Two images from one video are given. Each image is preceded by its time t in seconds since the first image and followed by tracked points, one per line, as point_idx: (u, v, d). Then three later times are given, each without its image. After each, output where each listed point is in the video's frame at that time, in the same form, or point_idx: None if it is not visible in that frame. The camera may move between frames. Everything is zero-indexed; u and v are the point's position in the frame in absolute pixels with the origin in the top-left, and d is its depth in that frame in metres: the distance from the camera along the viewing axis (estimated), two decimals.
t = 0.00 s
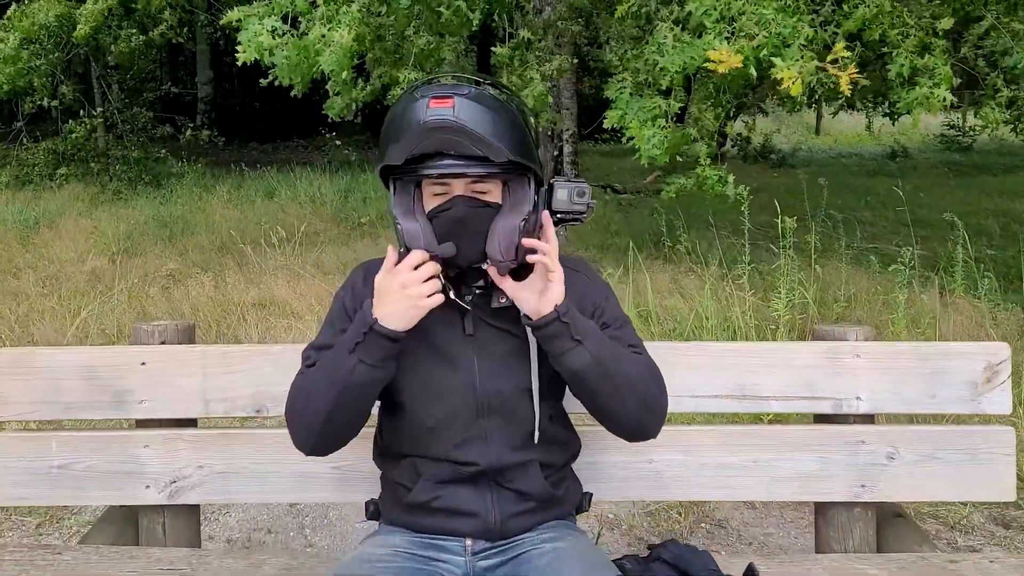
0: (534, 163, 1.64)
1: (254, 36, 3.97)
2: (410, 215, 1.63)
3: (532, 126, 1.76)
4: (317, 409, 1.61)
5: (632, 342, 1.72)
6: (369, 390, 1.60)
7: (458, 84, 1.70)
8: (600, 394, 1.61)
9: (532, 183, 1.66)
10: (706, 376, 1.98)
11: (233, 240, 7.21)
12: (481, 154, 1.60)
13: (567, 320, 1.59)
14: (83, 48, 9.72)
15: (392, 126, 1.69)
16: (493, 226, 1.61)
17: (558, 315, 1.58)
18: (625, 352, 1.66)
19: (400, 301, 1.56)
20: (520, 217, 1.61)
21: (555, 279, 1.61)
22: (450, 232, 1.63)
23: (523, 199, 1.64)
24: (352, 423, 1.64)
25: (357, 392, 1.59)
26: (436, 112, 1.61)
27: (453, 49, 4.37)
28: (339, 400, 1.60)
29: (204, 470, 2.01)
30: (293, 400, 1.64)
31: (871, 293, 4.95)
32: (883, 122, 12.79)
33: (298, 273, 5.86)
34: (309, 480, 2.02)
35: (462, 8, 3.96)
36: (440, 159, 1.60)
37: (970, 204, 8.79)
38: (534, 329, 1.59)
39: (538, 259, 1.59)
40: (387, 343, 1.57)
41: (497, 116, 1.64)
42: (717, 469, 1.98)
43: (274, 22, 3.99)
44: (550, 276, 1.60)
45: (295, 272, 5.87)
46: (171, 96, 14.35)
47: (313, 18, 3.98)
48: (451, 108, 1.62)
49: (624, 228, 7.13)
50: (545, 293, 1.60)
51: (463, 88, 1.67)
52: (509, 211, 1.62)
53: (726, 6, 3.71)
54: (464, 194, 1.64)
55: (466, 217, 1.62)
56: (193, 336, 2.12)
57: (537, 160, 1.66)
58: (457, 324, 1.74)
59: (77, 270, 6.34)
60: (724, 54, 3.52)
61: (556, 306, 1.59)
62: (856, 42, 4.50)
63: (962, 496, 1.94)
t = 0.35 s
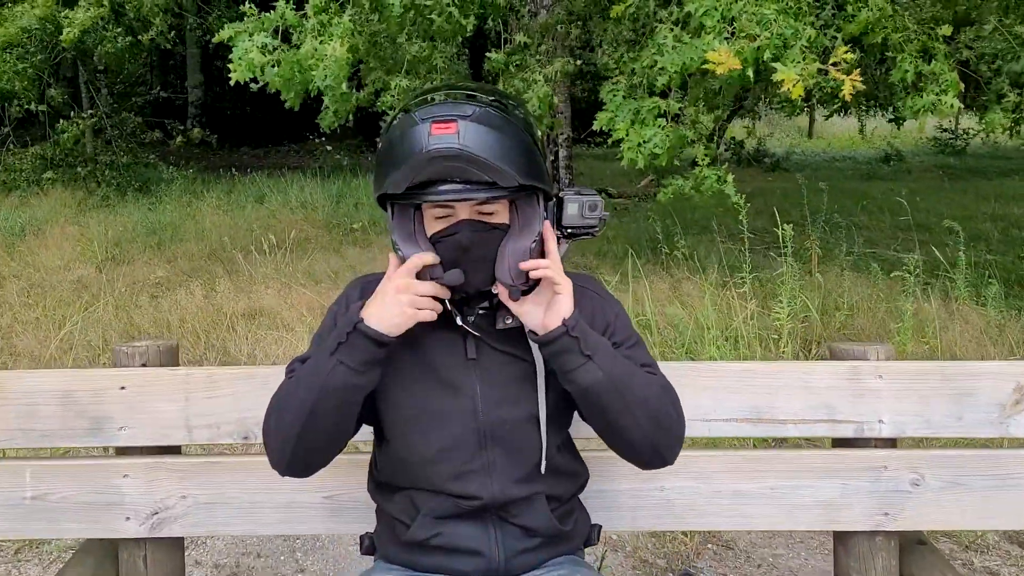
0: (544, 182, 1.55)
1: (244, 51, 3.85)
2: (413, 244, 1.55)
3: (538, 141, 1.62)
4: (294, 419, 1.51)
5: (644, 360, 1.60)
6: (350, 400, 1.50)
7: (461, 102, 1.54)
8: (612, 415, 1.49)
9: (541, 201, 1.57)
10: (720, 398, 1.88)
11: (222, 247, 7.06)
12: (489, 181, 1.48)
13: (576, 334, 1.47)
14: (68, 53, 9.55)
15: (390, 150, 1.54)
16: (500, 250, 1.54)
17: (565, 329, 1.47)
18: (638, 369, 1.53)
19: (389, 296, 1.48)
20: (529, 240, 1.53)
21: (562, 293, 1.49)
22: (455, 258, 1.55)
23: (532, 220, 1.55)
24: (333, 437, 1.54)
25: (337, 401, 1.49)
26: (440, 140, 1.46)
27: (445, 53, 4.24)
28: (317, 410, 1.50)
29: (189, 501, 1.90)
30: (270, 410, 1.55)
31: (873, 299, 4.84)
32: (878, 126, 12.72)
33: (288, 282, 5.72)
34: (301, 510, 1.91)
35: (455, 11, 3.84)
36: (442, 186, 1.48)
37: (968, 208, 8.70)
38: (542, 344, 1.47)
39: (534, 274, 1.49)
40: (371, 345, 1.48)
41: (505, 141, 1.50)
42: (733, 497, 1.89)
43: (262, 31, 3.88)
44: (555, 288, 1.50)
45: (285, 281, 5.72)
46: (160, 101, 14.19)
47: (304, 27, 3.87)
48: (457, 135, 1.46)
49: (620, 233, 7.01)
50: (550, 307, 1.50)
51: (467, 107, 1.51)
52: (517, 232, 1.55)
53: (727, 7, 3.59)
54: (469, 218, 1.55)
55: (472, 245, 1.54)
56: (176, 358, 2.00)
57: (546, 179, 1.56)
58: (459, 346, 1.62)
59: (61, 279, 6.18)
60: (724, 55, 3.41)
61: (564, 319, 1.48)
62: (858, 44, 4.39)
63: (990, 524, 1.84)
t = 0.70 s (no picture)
0: (552, 206, 1.41)
1: (225, 44, 3.72)
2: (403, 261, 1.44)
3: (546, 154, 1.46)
4: (271, 439, 1.41)
5: (654, 380, 1.50)
6: (332, 420, 1.40)
7: (467, 116, 1.35)
8: (625, 439, 1.39)
9: (546, 220, 1.44)
10: (730, 416, 1.79)
11: (208, 253, 6.92)
12: (492, 208, 1.33)
13: (591, 351, 1.37)
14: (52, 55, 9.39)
15: (386, 164, 1.36)
16: (498, 272, 1.42)
17: (580, 345, 1.37)
18: (650, 388, 1.44)
19: (370, 305, 1.37)
20: (531, 263, 1.41)
21: (576, 307, 1.39)
22: (450, 279, 1.44)
23: (535, 241, 1.43)
24: (312, 458, 1.44)
25: (316, 421, 1.39)
26: (440, 163, 1.28)
27: (434, 55, 4.11)
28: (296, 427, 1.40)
29: (165, 529, 1.79)
30: (247, 427, 1.44)
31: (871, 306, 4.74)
32: (870, 129, 12.66)
33: (276, 289, 5.59)
34: (285, 537, 1.80)
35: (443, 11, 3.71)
36: (440, 207, 1.33)
37: (964, 211, 8.63)
38: (554, 361, 1.37)
39: (549, 284, 1.39)
40: (353, 363, 1.36)
41: (513, 165, 1.34)
42: (743, 519, 1.79)
43: (244, 24, 3.74)
44: (571, 301, 1.40)
45: (273, 288, 5.60)
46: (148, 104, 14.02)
47: (287, 22, 3.73)
48: (459, 158, 1.29)
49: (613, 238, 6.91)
50: (562, 324, 1.40)
51: (472, 124, 1.33)
52: (519, 254, 1.42)
53: (720, 11, 3.48)
54: (468, 238, 1.43)
55: (469, 268, 1.43)
56: (151, 375, 1.89)
57: (554, 203, 1.41)
58: (453, 365, 1.51)
59: (42, 286, 6.03)
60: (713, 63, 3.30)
61: (578, 335, 1.38)
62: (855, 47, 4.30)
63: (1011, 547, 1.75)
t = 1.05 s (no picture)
0: (547, 213, 1.36)
1: (217, 36, 3.66)
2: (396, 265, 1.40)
3: (541, 159, 1.41)
4: (263, 445, 1.37)
5: (656, 387, 1.47)
6: (329, 427, 1.36)
7: (457, 121, 1.30)
8: (628, 448, 1.36)
9: (543, 226, 1.40)
10: (731, 423, 1.76)
11: (204, 255, 6.86)
12: (485, 217, 1.29)
13: (593, 359, 1.34)
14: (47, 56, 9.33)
15: (375, 172, 1.30)
16: (497, 280, 1.39)
17: (582, 352, 1.33)
18: (652, 396, 1.41)
19: (363, 310, 1.34)
20: (529, 270, 1.38)
21: (576, 313, 1.35)
22: (446, 288, 1.41)
23: (532, 248, 1.39)
24: (306, 466, 1.40)
25: (313, 427, 1.35)
26: (431, 174, 1.23)
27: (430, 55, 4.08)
28: (292, 435, 1.36)
29: (154, 538, 1.75)
30: (237, 432, 1.40)
31: (869, 308, 4.70)
32: (867, 129, 12.63)
33: (272, 291, 5.55)
34: (277, 547, 1.77)
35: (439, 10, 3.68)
36: (434, 216, 1.28)
37: (962, 212, 8.61)
38: (555, 370, 1.33)
39: (547, 290, 1.34)
40: (357, 369, 1.33)
41: (506, 173, 1.29)
42: (743, 529, 1.76)
43: (238, 18, 3.68)
44: (571, 308, 1.36)
45: (269, 290, 5.55)
46: (145, 106, 13.96)
47: (281, 18, 3.69)
48: (450, 167, 1.24)
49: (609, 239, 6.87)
50: (563, 331, 1.36)
51: (463, 130, 1.28)
52: (517, 261, 1.39)
53: (717, 12, 3.43)
54: (463, 246, 1.41)
55: (466, 277, 1.40)
56: (140, 382, 1.85)
57: (549, 210, 1.37)
58: (448, 372, 1.48)
59: (35, 287, 5.98)
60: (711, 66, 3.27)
61: (580, 342, 1.34)
62: (851, 47, 4.26)
63: (1014, 555, 1.73)
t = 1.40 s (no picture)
0: (542, 222, 1.33)
1: (211, 32, 3.63)
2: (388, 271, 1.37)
3: (537, 165, 1.38)
4: (260, 450, 1.34)
5: (656, 393, 1.45)
6: (328, 433, 1.33)
7: (449, 133, 1.26)
8: (629, 457, 1.34)
9: (539, 233, 1.38)
10: (731, 429, 1.73)
11: (200, 256, 6.83)
12: (477, 230, 1.26)
13: (594, 366, 1.32)
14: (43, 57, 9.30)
15: (365, 182, 1.27)
16: (492, 289, 1.37)
17: (584, 358, 1.32)
18: (653, 403, 1.39)
19: (357, 313, 1.31)
20: (526, 279, 1.36)
21: (577, 319, 1.34)
22: (437, 296, 1.38)
23: (529, 256, 1.37)
24: (303, 473, 1.37)
25: (312, 433, 1.33)
26: (421, 189, 1.20)
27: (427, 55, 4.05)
28: (292, 439, 1.33)
29: (144, 546, 1.72)
30: (234, 437, 1.37)
31: (867, 309, 4.68)
32: (865, 131, 12.62)
33: (268, 293, 5.51)
34: (269, 554, 1.74)
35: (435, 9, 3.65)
36: (426, 228, 1.25)
37: (960, 213, 8.59)
38: (555, 376, 1.31)
39: (547, 296, 1.33)
40: (358, 373, 1.31)
41: (498, 185, 1.26)
42: (743, 536, 1.73)
43: (232, 14, 3.64)
44: (571, 313, 1.34)
45: (266, 292, 5.52)
46: (142, 107, 13.92)
47: (277, 15, 3.67)
48: (441, 182, 1.21)
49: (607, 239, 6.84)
50: (563, 338, 1.34)
51: (455, 142, 1.24)
52: (513, 269, 1.37)
53: (714, 12, 3.40)
54: (456, 256, 1.36)
55: (458, 287, 1.37)
56: (130, 387, 1.83)
57: (543, 218, 1.34)
58: (442, 378, 1.45)
59: (30, 288, 5.95)
60: (707, 68, 3.25)
61: (581, 348, 1.33)
62: (849, 48, 4.24)
63: (1018, 562, 1.70)
